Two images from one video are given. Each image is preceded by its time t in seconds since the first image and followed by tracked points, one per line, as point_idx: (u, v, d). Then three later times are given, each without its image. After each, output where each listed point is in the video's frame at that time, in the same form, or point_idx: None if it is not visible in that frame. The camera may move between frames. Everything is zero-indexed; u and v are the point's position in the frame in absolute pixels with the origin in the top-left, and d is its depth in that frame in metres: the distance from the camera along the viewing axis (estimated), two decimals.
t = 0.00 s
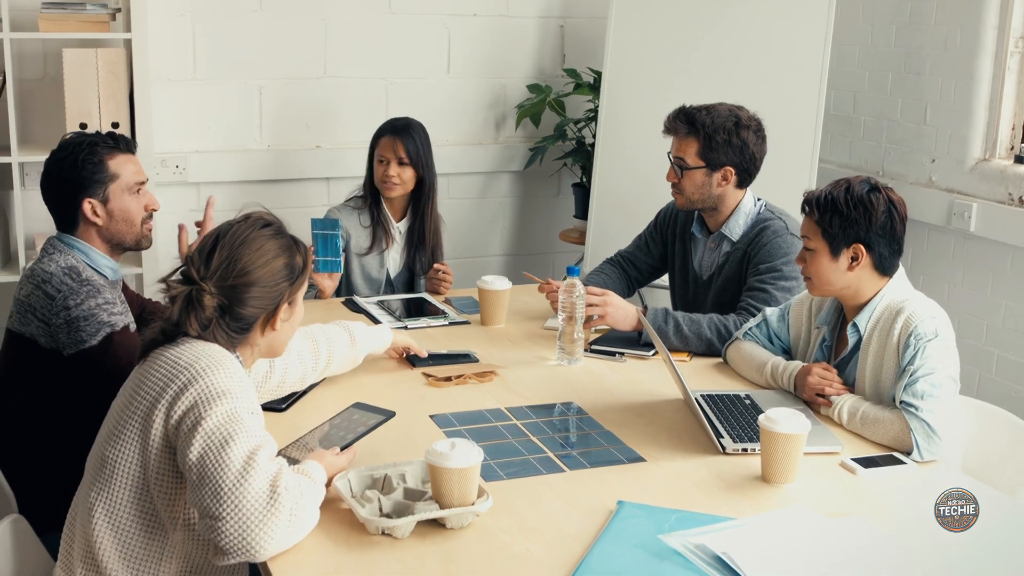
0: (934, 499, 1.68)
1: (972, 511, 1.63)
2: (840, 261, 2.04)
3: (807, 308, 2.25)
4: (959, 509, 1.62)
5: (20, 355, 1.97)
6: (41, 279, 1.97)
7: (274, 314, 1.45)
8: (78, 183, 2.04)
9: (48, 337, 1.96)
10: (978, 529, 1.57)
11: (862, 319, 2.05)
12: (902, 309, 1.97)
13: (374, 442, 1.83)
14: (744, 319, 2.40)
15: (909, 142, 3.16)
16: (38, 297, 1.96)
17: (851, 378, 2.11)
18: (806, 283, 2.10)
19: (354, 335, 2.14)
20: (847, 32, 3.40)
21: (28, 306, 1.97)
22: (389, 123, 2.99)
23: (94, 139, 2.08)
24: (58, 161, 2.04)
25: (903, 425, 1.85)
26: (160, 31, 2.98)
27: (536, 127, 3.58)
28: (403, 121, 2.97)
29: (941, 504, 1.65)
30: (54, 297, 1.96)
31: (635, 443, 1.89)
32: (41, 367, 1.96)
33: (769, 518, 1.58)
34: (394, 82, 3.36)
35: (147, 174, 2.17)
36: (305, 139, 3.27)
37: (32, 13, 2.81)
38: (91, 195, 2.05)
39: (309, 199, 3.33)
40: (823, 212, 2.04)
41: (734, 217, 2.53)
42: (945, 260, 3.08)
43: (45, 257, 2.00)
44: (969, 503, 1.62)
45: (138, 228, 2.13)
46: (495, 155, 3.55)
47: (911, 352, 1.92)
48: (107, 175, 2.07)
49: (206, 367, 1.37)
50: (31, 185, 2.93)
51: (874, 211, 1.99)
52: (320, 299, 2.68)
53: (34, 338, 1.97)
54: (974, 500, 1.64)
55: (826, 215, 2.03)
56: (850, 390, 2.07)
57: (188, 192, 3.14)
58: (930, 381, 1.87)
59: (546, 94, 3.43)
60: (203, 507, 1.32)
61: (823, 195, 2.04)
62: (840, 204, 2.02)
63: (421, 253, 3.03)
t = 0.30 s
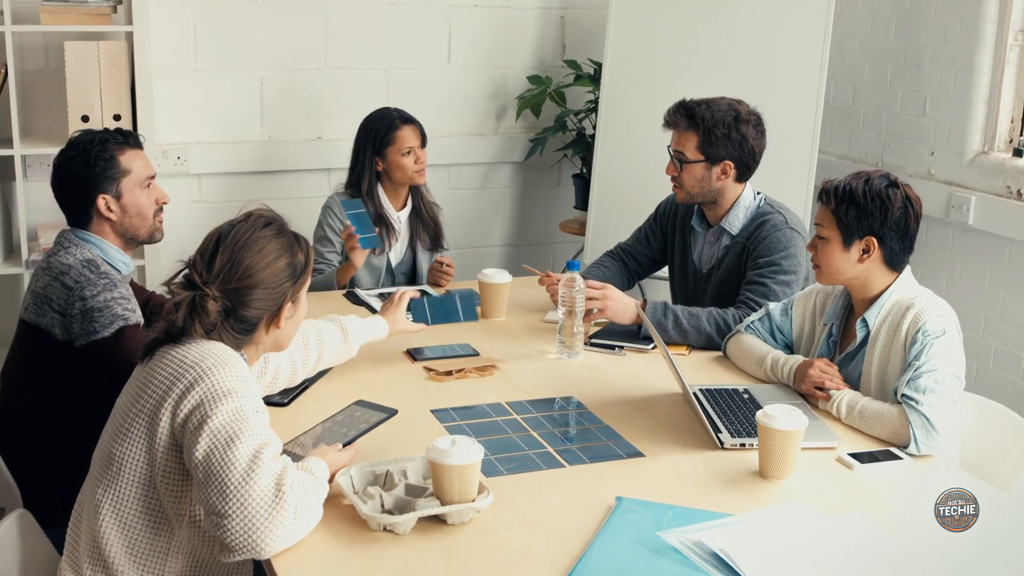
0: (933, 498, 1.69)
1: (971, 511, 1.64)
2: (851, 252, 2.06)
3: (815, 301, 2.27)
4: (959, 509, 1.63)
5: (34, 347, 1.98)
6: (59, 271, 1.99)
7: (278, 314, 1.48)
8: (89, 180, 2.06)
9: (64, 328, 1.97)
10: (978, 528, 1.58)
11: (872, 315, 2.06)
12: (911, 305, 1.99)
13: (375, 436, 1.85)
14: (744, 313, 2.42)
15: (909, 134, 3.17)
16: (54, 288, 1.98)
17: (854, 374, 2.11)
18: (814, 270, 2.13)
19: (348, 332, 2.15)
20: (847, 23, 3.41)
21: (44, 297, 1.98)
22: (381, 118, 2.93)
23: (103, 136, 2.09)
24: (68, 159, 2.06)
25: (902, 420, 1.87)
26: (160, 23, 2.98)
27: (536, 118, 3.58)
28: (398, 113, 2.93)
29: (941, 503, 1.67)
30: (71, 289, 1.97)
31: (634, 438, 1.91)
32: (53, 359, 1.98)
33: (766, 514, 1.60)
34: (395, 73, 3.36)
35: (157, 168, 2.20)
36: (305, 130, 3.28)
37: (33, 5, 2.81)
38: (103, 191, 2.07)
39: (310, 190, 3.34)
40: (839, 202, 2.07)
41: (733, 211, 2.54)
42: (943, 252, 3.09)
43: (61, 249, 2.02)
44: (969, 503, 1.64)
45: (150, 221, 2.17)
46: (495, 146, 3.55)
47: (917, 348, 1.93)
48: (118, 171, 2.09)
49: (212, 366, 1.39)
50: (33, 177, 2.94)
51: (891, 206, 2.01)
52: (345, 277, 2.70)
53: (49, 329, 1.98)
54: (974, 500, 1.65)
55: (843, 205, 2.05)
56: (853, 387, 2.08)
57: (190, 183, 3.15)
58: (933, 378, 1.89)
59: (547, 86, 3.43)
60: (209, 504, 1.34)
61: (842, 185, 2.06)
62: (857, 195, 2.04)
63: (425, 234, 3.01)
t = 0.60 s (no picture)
0: (933, 498, 1.70)
1: (971, 511, 1.65)
2: (854, 247, 2.08)
3: (817, 298, 2.29)
4: (959, 509, 1.64)
5: (46, 337, 2.00)
6: (70, 261, 2.01)
7: (259, 307, 1.49)
8: (113, 178, 2.07)
9: (74, 316, 1.99)
10: (978, 529, 1.59)
11: (874, 313, 2.08)
12: (913, 305, 2.01)
13: (379, 432, 1.87)
14: (744, 308, 2.44)
15: (909, 127, 3.18)
16: (65, 277, 2.00)
17: (855, 370, 2.13)
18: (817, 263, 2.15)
19: (333, 324, 2.11)
20: (847, 15, 3.41)
21: (56, 286, 2.01)
22: (381, 116, 2.88)
23: (127, 135, 2.10)
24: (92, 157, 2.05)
25: (899, 417, 1.89)
26: (162, 15, 2.98)
27: (538, 110, 3.59)
28: (398, 110, 2.89)
29: (941, 503, 1.67)
30: (81, 277, 1.99)
31: (634, 434, 1.94)
32: (64, 348, 1.99)
33: (765, 512, 1.62)
34: (396, 65, 3.37)
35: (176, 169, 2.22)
36: (307, 122, 3.29)
37: None
38: (127, 188, 2.09)
39: (312, 181, 3.35)
40: (847, 197, 2.09)
41: (733, 206, 2.56)
42: (942, 245, 3.11)
43: (73, 241, 2.05)
44: (969, 503, 1.65)
45: (168, 220, 2.20)
46: (496, 137, 3.56)
47: (917, 347, 1.95)
48: (142, 171, 2.11)
49: (208, 369, 1.40)
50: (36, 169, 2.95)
51: (897, 205, 2.03)
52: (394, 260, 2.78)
53: (60, 317, 2.00)
54: (974, 500, 1.66)
55: (849, 201, 2.07)
56: (852, 383, 2.10)
57: (192, 175, 3.17)
58: (931, 376, 1.91)
59: (548, 78, 3.44)
60: (219, 511, 1.36)
61: (851, 181, 2.08)
62: (865, 192, 2.06)
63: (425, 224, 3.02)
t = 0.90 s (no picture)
0: (933, 499, 1.71)
1: (971, 511, 1.66)
2: (843, 246, 2.09)
3: (810, 295, 2.30)
4: (959, 509, 1.66)
5: (46, 337, 2.02)
6: (68, 262, 2.03)
7: (242, 307, 1.48)
8: (118, 180, 2.08)
9: (74, 317, 2.02)
10: (978, 529, 1.61)
11: (862, 310, 2.09)
12: (901, 301, 2.02)
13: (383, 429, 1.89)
14: (744, 305, 2.46)
15: (909, 123, 3.19)
16: (64, 278, 2.02)
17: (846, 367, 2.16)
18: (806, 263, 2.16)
19: (328, 318, 2.08)
20: (848, 10, 3.42)
21: (55, 287, 2.03)
22: (382, 111, 2.89)
23: (129, 137, 2.11)
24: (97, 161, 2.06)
25: (896, 416, 1.91)
26: (166, 10, 2.99)
27: (539, 104, 3.60)
28: (397, 105, 2.91)
29: (941, 504, 1.68)
30: (80, 278, 2.01)
31: (635, 432, 1.96)
32: (64, 348, 2.02)
33: (765, 511, 1.65)
34: (398, 59, 3.37)
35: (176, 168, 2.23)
36: (309, 116, 3.30)
37: None
38: (131, 191, 2.11)
39: (315, 175, 3.36)
40: (834, 197, 2.09)
41: (733, 203, 2.57)
42: (942, 240, 3.13)
43: (72, 242, 2.07)
44: (969, 503, 1.66)
45: (168, 219, 2.21)
46: (498, 130, 3.57)
47: (907, 344, 1.97)
48: (145, 172, 2.12)
49: (201, 376, 1.41)
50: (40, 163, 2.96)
51: (885, 203, 2.04)
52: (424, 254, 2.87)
53: (60, 318, 2.02)
54: (974, 500, 1.67)
55: (837, 200, 2.08)
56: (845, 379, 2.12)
57: (195, 169, 3.18)
58: (924, 374, 1.93)
59: (550, 72, 3.45)
60: (226, 518, 1.38)
61: (837, 180, 2.09)
62: (852, 191, 2.07)
63: (427, 216, 3.04)
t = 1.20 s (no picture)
0: (933, 498, 1.74)
1: (971, 511, 1.70)
2: (848, 244, 2.10)
3: (808, 291, 2.32)
4: (959, 509, 1.69)
5: (51, 336, 2.03)
6: (74, 262, 2.04)
7: (228, 308, 1.48)
8: (131, 185, 2.11)
9: (80, 316, 2.03)
10: (978, 528, 1.64)
11: (862, 305, 2.11)
12: (900, 298, 2.04)
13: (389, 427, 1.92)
14: (744, 302, 2.48)
15: (909, 118, 3.20)
16: (69, 278, 2.03)
17: (844, 361, 2.17)
18: (808, 261, 2.16)
19: (317, 324, 2.08)
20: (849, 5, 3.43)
21: (60, 287, 2.04)
22: (385, 107, 2.89)
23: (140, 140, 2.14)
24: (110, 169, 2.07)
25: (895, 414, 1.93)
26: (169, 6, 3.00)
27: (541, 98, 3.61)
28: (401, 103, 2.90)
29: (942, 503, 1.72)
30: (85, 278, 2.02)
31: (636, 430, 1.98)
32: (69, 347, 2.04)
33: (765, 511, 1.67)
34: (400, 54, 3.38)
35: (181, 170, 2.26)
36: (312, 110, 3.31)
37: None
38: (145, 195, 2.14)
39: (317, 170, 3.38)
40: (840, 195, 2.10)
41: (734, 200, 2.59)
42: (941, 235, 3.15)
43: (78, 242, 2.08)
44: (969, 503, 1.70)
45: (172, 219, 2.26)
46: (500, 124, 3.58)
47: (907, 342, 1.99)
48: (156, 175, 2.15)
49: (197, 381, 1.42)
50: (45, 158, 2.97)
51: (891, 201, 2.06)
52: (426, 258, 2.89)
53: (64, 317, 2.03)
54: (973, 500, 1.71)
55: (843, 198, 2.08)
56: (843, 375, 2.14)
57: (199, 163, 3.19)
58: (923, 373, 1.95)
59: (551, 66, 3.46)
60: (236, 523, 1.41)
61: (843, 178, 2.09)
62: (858, 189, 2.08)
63: (430, 211, 3.04)
